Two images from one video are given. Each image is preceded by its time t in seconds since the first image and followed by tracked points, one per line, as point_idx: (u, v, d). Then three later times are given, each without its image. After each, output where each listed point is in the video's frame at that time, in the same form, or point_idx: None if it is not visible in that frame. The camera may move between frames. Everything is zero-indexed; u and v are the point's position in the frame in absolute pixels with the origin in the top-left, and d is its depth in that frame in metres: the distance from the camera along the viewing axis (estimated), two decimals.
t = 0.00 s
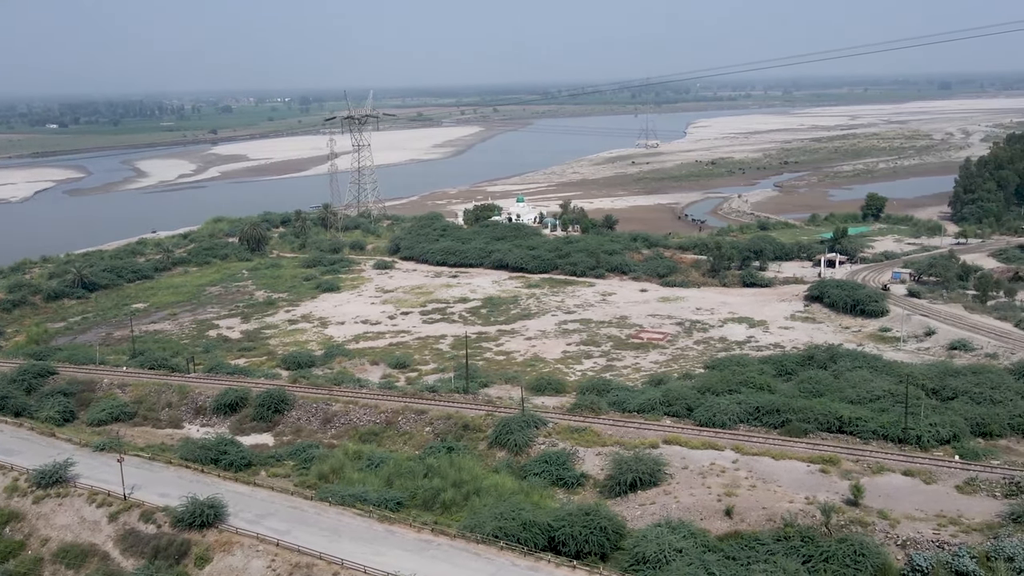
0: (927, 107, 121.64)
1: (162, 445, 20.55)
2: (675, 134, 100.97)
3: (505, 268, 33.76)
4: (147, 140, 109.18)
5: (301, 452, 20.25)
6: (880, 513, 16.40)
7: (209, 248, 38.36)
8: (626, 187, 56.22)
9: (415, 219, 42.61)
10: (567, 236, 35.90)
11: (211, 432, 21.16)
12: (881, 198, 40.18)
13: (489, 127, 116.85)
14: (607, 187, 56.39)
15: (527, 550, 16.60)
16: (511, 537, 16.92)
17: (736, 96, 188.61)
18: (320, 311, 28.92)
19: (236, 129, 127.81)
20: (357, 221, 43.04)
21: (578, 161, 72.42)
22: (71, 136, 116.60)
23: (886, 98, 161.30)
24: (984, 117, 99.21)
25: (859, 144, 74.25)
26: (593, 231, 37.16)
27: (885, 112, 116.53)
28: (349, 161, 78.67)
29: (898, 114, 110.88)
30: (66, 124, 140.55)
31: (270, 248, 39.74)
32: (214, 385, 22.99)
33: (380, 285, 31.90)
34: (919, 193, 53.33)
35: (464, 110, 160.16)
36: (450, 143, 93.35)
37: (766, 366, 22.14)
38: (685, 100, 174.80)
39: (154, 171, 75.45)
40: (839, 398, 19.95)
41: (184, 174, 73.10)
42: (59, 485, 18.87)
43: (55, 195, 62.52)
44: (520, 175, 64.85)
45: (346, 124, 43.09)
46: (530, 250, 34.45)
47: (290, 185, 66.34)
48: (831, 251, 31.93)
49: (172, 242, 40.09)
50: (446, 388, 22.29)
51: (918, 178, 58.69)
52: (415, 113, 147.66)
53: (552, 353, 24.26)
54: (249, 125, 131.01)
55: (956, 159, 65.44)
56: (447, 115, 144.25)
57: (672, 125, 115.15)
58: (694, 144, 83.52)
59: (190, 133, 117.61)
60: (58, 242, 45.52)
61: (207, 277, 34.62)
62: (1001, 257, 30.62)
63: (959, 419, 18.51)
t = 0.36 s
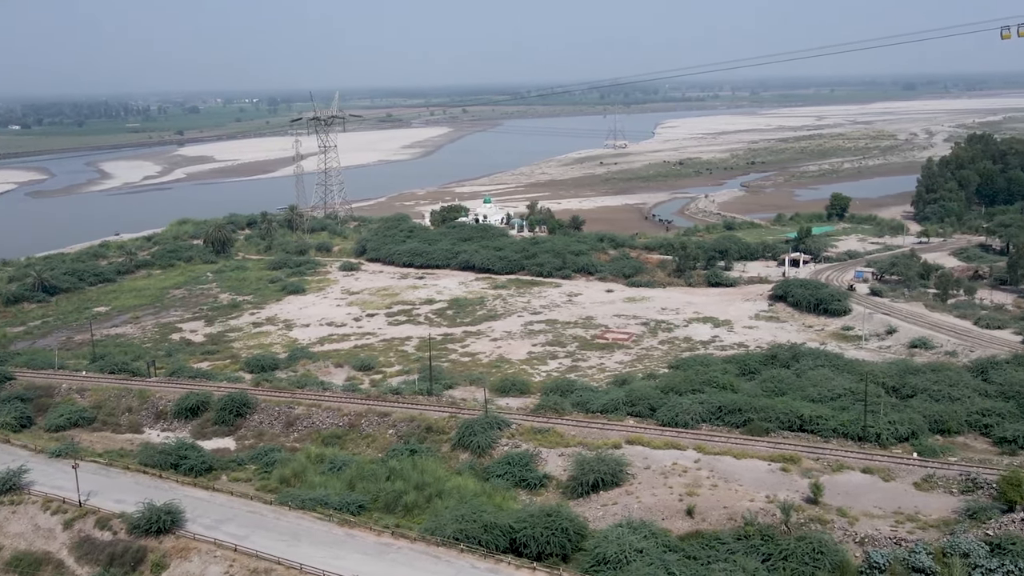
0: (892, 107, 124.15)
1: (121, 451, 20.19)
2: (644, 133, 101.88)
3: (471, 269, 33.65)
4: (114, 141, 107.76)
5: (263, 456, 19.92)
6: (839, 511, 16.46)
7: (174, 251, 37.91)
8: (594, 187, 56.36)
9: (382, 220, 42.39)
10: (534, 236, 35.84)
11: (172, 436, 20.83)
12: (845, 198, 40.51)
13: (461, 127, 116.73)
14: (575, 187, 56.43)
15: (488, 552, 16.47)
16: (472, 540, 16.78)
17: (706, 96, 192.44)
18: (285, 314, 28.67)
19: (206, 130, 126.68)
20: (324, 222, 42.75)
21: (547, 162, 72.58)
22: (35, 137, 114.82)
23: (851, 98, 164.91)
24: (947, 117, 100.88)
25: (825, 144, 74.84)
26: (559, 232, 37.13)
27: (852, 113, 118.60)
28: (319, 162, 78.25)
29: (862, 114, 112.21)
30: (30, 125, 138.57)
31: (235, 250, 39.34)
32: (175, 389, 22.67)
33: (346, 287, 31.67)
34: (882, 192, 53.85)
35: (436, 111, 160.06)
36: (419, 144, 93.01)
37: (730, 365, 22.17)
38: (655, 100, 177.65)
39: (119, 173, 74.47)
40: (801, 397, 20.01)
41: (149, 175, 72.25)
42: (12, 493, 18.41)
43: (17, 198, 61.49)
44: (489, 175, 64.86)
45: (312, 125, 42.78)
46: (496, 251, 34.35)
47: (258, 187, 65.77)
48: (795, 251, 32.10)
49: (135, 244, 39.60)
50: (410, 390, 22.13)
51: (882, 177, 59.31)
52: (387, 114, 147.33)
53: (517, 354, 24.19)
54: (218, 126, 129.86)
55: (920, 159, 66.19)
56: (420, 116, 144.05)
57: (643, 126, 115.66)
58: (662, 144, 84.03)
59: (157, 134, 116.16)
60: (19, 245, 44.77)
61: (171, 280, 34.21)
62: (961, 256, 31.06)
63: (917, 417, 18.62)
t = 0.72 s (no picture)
0: (860, 108, 126.08)
1: (80, 457, 19.86)
2: (615, 133, 102.99)
3: (440, 271, 33.53)
4: (81, 142, 106.34)
5: (225, 460, 19.63)
6: (800, 510, 16.48)
7: (139, 253, 37.48)
8: (564, 188, 56.37)
9: (350, 221, 42.14)
10: (503, 237, 35.77)
11: (133, 441, 20.54)
12: (812, 198, 40.76)
13: (434, 128, 116.55)
14: (545, 188, 56.42)
15: (449, 555, 16.29)
16: (434, 543, 16.60)
17: (675, 96, 197.58)
18: (251, 317, 28.43)
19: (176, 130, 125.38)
20: (292, 224, 42.45)
21: (518, 162, 72.62)
22: None
23: (820, 98, 168.11)
24: (914, 117, 102.21)
25: (794, 145, 75.34)
26: (527, 233, 37.08)
27: (821, 113, 119.94)
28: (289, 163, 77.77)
29: (831, 114, 113.43)
30: None
31: (201, 252, 38.96)
32: (138, 393, 22.38)
33: (313, 289, 31.46)
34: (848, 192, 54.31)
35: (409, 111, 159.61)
36: (390, 145, 92.61)
37: (695, 365, 22.20)
38: (627, 100, 180.98)
39: (85, 175, 73.52)
40: (765, 396, 20.07)
41: (115, 177, 71.40)
42: None
43: None
44: (460, 176, 64.84)
45: (279, 126, 42.47)
46: (465, 252, 34.24)
47: (228, 188, 65.19)
48: (762, 250, 32.21)
49: (100, 247, 39.12)
50: (375, 392, 21.98)
51: (849, 177, 59.83)
52: (361, 115, 146.75)
53: (484, 355, 24.11)
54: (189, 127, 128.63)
55: (886, 159, 66.87)
56: (393, 116, 143.55)
57: (615, 126, 116.03)
58: (633, 144, 84.31)
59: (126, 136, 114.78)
60: None
61: (136, 283, 33.82)
62: (925, 255, 31.42)
63: (879, 415, 18.72)
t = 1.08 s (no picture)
0: (829, 108, 128.12)
1: (37, 463, 19.53)
2: (588, 134, 103.93)
3: (407, 272, 33.43)
4: (47, 143, 104.83)
5: (186, 464, 19.34)
6: (761, 509, 16.45)
7: (103, 256, 37.07)
8: (533, 189, 56.42)
9: (318, 223, 41.93)
10: (470, 238, 35.74)
11: (92, 446, 20.27)
12: (779, 198, 41.03)
13: (408, 129, 116.30)
14: (514, 189, 56.45)
15: (409, 557, 16.07)
16: (394, 545, 16.35)
17: (647, 96, 201.75)
18: (216, 319, 28.20)
19: (144, 130, 123.98)
20: (259, 226, 42.18)
21: (488, 163, 72.67)
22: None
23: (789, 98, 172.56)
24: (880, 118, 103.64)
25: (763, 145, 75.85)
26: (495, 234, 37.07)
27: (790, 113, 121.37)
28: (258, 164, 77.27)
29: (799, 115, 114.71)
30: None
31: (167, 255, 38.58)
32: (99, 398, 22.09)
33: (280, 291, 31.26)
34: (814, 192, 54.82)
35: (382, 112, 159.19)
36: (360, 146, 92.25)
37: (660, 365, 22.22)
38: (599, 100, 185.57)
39: (50, 176, 72.50)
40: (728, 396, 20.12)
41: (80, 179, 70.50)
42: None
43: None
44: (430, 177, 64.81)
45: (246, 127, 42.19)
46: (433, 253, 34.16)
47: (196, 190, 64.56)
48: (728, 250, 32.36)
49: (63, 250, 38.65)
50: (339, 395, 21.84)
51: (817, 177, 60.35)
52: (334, 116, 146.15)
53: (450, 357, 24.03)
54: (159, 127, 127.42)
55: (852, 159, 67.62)
56: (365, 116, 143.10)
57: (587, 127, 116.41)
58: (602, 145, 84.64)
59: (94, 136, 113.25)
60: None
61: (99, 286, 33.43)
62: (889, 255, 31.79)
63: (840, 414, 18.83)
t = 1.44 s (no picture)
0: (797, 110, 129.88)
1: None
2: (561, 134, 104.13)
3: (375, 273, 33.29)
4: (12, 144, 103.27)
5: (146, 468, 19.09)
6: (720, 508, 16.43)
7: (65, 259, 36.65)
8: (502, 189, 56.41)
9: (285, 224, 41.69)
10: (438, 240, 35.66)
11: (49, 451, 20.00)
12: (745, 199, 41.19)
13: (381, 130, 115.90)
14: (484, 190, 56.42)
15: (367, 561, 15.87)
16: (353, 549, 16.13)
17: (621, 95, 202.38)
18: (180, 322, 27.95)
19: (113, 132, 122.64)
20: (226, 227, 41.87)
21: (459, 164, 72.59)
22: None
23: (759, 98, 175.53)
24: (848, 118, 104.65)
25: (732, 146, 76.14)
26: (463, 235, 37.01)
27: (759, 114, 122.24)
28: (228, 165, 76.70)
29: (769, 116, 115.68)
30: None
31: (132, 257, 38.20)
32: (59, 403, 21.81)
33: (245, 294, 31.05)
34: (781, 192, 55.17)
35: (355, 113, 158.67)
36: (330, 147, 91.69)
37: (624, 366, 22.23)
38: (569, 100, 189.10)
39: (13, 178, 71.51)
40: (690, 396, 20.16)
41: (45, 181, 69.59)
42: None
43: None
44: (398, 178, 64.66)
45: (212, 128, 41.89)
46: (400, 254, 34.06)
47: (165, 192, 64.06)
48: (694, 250, 32.45)
49: (24, 253, 38.15)
50: (302, 397, 21.70)
51: (784, 178, 60.72)
52: (308, 117, 145.39)
53: (416, 358, 23.95)
54: (128, 128, 126.04)
55: (819, 159, 68.20)
56: (339, 117, 142.46)
57: (559, 128, 116.55)
58: (573, 146, 84.82)
59: (61, 137, 111.76)
60: None
61: (62, 289, 33.02)
62: (853, 255, 32.11)
63: (801, 413, 18.92)
